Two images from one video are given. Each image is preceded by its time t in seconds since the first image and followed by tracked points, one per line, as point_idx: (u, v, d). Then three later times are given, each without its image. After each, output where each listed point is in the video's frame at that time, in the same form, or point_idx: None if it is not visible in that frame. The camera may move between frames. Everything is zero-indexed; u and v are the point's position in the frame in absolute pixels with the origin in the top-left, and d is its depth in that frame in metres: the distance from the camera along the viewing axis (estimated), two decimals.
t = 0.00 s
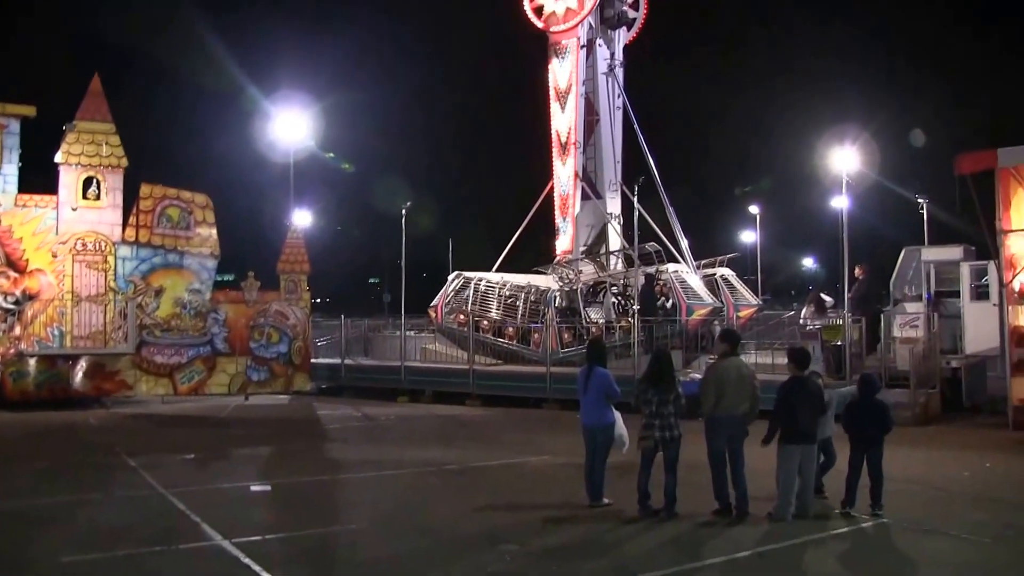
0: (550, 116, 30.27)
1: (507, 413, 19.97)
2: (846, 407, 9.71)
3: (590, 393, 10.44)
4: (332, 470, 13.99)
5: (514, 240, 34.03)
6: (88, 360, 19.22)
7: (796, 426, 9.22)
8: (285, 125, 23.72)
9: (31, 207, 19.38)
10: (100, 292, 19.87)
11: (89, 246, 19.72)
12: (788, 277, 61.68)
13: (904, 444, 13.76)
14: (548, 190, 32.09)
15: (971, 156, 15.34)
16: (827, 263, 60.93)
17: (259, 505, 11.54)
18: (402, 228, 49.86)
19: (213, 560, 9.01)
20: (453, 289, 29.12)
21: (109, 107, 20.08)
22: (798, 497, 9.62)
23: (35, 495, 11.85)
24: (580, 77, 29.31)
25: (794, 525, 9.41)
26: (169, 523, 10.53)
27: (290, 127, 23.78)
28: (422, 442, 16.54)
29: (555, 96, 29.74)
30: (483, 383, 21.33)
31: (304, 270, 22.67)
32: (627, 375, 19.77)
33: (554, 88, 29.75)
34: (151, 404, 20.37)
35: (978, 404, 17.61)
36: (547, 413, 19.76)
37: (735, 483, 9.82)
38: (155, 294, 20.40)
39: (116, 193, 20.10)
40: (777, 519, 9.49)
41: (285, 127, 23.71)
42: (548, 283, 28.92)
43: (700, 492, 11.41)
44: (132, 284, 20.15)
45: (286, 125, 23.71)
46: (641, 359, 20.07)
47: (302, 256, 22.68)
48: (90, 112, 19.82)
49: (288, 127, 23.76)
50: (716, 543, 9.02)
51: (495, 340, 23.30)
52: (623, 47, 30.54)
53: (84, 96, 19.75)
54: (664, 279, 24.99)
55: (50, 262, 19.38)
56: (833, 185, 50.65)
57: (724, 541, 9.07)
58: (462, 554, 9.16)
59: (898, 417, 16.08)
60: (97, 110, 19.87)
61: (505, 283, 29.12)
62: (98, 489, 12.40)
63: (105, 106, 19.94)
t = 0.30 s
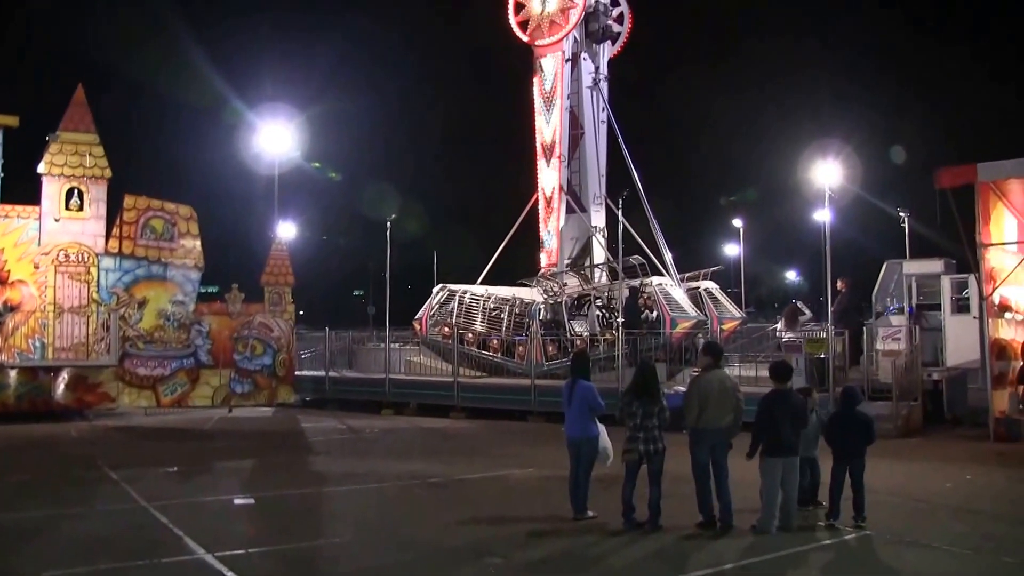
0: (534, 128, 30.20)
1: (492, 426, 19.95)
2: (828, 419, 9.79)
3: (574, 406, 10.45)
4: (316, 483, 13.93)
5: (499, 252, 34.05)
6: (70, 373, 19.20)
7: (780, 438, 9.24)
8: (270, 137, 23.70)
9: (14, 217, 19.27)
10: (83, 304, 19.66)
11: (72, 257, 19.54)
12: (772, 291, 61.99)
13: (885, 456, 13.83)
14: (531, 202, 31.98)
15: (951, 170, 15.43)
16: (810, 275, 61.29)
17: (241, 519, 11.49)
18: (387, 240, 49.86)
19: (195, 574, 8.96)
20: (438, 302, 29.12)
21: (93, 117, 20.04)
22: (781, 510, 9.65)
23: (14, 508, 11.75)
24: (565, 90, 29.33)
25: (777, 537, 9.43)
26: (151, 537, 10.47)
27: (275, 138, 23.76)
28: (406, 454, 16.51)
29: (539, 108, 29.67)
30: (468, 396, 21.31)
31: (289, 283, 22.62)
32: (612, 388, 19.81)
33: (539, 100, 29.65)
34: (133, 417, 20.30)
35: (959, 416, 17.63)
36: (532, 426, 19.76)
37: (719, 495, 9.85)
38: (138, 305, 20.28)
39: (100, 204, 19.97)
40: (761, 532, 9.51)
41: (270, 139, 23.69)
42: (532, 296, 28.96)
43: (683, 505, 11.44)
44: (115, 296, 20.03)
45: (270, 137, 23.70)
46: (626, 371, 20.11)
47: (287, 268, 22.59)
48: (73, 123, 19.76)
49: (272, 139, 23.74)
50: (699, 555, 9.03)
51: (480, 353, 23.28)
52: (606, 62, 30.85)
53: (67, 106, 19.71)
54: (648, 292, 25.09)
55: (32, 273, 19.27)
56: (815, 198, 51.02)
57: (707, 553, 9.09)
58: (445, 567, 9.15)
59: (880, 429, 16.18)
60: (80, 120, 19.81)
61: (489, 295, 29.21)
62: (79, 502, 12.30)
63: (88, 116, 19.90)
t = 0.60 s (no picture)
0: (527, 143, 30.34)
1: (484, 440, 19.93)
2: (812, 433, 9.81)
3: (566, 421, 10.45)
4: (307, 497, 13.89)
5: (492, 265, 34.05)
6: (59, 387, 19.12)
7: (771, 452, 9.21)
8: (264, 151, 23.72)
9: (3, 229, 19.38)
10: (72, 316, 19.69)
11: (62, 270, 19.57)
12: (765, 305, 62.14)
13: (876, 469, 13.87)
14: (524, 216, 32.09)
15: (939, 187, 15.53)
16: (801, 289, 61.51)
17: (232, 534, 11.44)
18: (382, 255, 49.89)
19: None
20: (431, 316, 29.11)
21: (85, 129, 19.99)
22: (773, 524, 9.65)
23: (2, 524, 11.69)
24: (557, 105, 29.50)
25: (769, 551, 9.43)
26: (140, 552, 10.41)
27: (268, 152, 23.77)
28: (398, 468, 16.48)
29: (532, 123, 29.83)
30: (460, 410, 21.28)
31: (281, 296, 22.61)
32: (604, 402, 19.82)
33: (531, 115, 29.82)
34: (123, 430, 20.24)
35: (949, 429, 17.66)
36: (524, 440, 19.74)
37: (712, 509, 9.85)
38: (129, 318, 20.20)
39: (91, 216, 19.96)
40: (753, 546, 9.51)
41: (264, 152, 23.71)
42: (525, 310, 28.98)
43: (676, 519, 11.43)
44: (105, 309, 19.95)
45: (264, 151, 23.71)
46: (618, 385, 20.11)
47: (279, 281, 22.59)
48: (64, 135, 19.73)
49: (266, 153, 23.76)
50: (691, 569, 9.03)
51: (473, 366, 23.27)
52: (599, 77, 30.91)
53: (58, 118, 19.67)
54: (641, 305, 25.13)
55: (21, 286, 19.29)
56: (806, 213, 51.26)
57: (699, 567, 9.08)
58: None
59: (872, 443, 16.21)
60: (71, 133, 19.78)
61: (482, 309, 29.23)
62: (68, 517, 12.24)
63: (79, 129, 19.86)
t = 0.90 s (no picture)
0: (525, 159, 30.38)
1: (481, 456, 19.89)
2: (807, 450, 9.82)
3: (563, 437, 10.44)
4: (304, 513, 13.84)
5: (489, 282, 34.05)
6: (55, 402, 19.09)
7: (767, 468, 9.20)
8: (262, 165, 23.79)
9: None
10: (69, 331, 19.60)
11: (59, 284, 19.50)
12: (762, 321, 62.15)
13: (872, 485, 13.86)
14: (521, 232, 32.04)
15: (935, 203, 15.57)
16: (797, 305, 61.63)
17: (228, 550, 11.40)
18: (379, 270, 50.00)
19: None
20: (428, 331, 29.12)
21: (82, 143, 20.04)
22: (770, 540, 9.62)
23: None
24: (555, 121, 29.57)
25: (768, 568, 9.39)
26: (135, 569, 10.37)
27: (266, 167, 23.83)
28: (394, 484, 16.43)
29: (529, 139, 29.92)
30: (457, 426, 21.26)
31: (279, 310, 22.55)
32: (601, 418, 19.80)
33: (529, 131, 29.88)
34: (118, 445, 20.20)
35: (945, 445, 17.67)
36: (522, 456, 19.72)
37: (710, 525, 9.84)
38: (125, 333, 20.20)
39: (88, 231, 19.97)
40: (751, 562, 9.48)
41: (262, 167, 23.78)
42: (523, 325, 29.00)
43: (672, 535, 11.42)
44: (102, 324, 19.95)
45: (263, 165, 23.78)
46: (616, 401, 20.10)
47: (277, 296, 22.59)
48: (62, 149, 19.77)
49: (264, 168, 23.82)
50: None
51: (470, 382, 23.26)
52: (595, 93, 31.27)
53: (56, 133, 19.72)
54: (638, 321, 25.16)
55: (17, 300, 19.16)
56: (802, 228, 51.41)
57: None
58: None
59: (869, 459, 16.21)
60: (68, 147, 19.82)
61: (479, 324, 29.24)
62: (62, 533, 12.19)
63: (77, 143, 19.90)
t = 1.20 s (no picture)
0: (523, 176, 30.54)
1: (479, 472, 19.87)
2: (806, 466, 9.80)
3: (561, 454, 10.44)
4: (300, 530, 13.82)
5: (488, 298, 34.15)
6: (51, 418, 19.08)
7: (762, 484, 9.20)
8: (260, 182, 23.86)
9: None
10: (65, 346, 19.63)
11: (55, 299, 19.54)
12: (759, 338, 62.20)
13: (869, 501, 13.88)
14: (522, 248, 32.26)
15: (931, 220, 15.66)
16: (794, 321, 61.74)
17: (225, 567, 11.39)
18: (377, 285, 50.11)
19: None
20: (426, 347, 29.15)
21: (80, 158, 20.12)
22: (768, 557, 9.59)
23: None
24: (552, 138, 29.67)
25: None
26: None
27: (263, 184, 23.90)
28: (391, 500, 16.42)
29: (527, 156, 30.05)
30: (454, 442, 21.24)
31: (276, 326, 22.55)
32: (598, 434, 19.81)
33: (527, 148, 30.03)
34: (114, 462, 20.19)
35: (941, 462, 17.69)
36: (519, 473, 19.71)
37: (708, 541, 9.84)
38: (122, 349, 20.19)
39: (85, 246, 20.02)
40: None
41: (261, 184, 23.85)
42: (520, 341, 29.02)
43: (670, 551, 11.42)
44: (99, 339, 19.91)
45: (261, 182, 23.85)
46: (613, 418, 20.11)
47: (274, 312, 22.57)
48: (59, 164, 19.83)
49: (262, 185, 23.89)
50: None
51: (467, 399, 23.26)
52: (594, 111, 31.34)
53: (53, 147, 19.80)
54: (635, 338, 25.19)
55: (13, 316, 19.26)
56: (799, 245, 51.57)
57: None
58: None
59: (866, 475, 16.23)
60: (66, 161, 19.89)
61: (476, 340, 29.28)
62: (58, 550, 12.17)
63: (75, 158, 19.98)
